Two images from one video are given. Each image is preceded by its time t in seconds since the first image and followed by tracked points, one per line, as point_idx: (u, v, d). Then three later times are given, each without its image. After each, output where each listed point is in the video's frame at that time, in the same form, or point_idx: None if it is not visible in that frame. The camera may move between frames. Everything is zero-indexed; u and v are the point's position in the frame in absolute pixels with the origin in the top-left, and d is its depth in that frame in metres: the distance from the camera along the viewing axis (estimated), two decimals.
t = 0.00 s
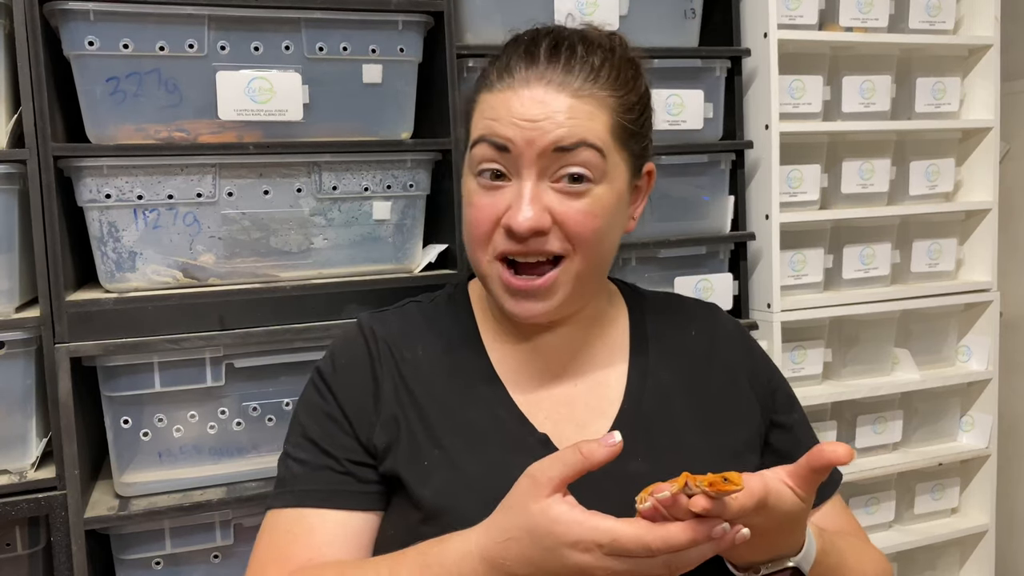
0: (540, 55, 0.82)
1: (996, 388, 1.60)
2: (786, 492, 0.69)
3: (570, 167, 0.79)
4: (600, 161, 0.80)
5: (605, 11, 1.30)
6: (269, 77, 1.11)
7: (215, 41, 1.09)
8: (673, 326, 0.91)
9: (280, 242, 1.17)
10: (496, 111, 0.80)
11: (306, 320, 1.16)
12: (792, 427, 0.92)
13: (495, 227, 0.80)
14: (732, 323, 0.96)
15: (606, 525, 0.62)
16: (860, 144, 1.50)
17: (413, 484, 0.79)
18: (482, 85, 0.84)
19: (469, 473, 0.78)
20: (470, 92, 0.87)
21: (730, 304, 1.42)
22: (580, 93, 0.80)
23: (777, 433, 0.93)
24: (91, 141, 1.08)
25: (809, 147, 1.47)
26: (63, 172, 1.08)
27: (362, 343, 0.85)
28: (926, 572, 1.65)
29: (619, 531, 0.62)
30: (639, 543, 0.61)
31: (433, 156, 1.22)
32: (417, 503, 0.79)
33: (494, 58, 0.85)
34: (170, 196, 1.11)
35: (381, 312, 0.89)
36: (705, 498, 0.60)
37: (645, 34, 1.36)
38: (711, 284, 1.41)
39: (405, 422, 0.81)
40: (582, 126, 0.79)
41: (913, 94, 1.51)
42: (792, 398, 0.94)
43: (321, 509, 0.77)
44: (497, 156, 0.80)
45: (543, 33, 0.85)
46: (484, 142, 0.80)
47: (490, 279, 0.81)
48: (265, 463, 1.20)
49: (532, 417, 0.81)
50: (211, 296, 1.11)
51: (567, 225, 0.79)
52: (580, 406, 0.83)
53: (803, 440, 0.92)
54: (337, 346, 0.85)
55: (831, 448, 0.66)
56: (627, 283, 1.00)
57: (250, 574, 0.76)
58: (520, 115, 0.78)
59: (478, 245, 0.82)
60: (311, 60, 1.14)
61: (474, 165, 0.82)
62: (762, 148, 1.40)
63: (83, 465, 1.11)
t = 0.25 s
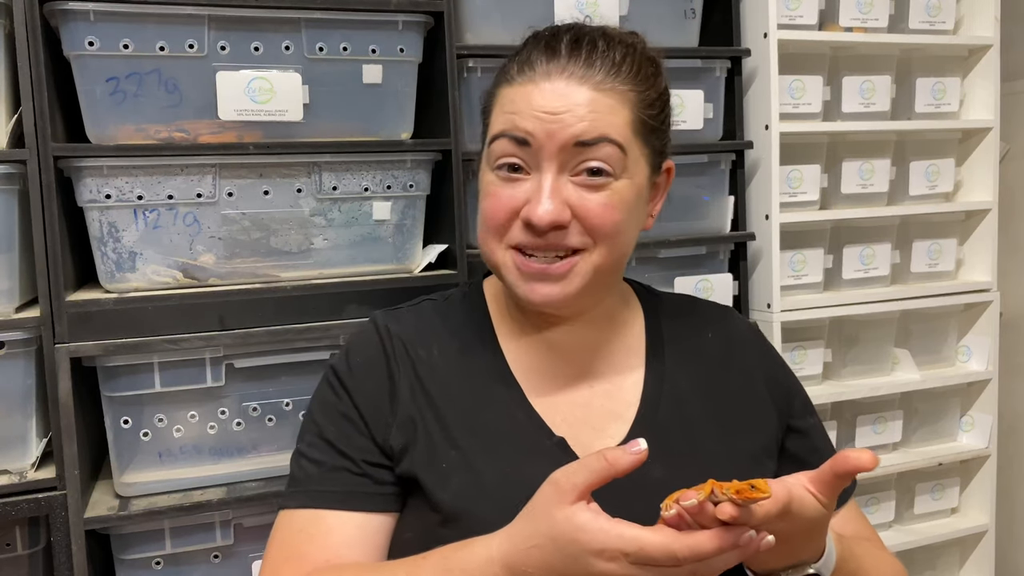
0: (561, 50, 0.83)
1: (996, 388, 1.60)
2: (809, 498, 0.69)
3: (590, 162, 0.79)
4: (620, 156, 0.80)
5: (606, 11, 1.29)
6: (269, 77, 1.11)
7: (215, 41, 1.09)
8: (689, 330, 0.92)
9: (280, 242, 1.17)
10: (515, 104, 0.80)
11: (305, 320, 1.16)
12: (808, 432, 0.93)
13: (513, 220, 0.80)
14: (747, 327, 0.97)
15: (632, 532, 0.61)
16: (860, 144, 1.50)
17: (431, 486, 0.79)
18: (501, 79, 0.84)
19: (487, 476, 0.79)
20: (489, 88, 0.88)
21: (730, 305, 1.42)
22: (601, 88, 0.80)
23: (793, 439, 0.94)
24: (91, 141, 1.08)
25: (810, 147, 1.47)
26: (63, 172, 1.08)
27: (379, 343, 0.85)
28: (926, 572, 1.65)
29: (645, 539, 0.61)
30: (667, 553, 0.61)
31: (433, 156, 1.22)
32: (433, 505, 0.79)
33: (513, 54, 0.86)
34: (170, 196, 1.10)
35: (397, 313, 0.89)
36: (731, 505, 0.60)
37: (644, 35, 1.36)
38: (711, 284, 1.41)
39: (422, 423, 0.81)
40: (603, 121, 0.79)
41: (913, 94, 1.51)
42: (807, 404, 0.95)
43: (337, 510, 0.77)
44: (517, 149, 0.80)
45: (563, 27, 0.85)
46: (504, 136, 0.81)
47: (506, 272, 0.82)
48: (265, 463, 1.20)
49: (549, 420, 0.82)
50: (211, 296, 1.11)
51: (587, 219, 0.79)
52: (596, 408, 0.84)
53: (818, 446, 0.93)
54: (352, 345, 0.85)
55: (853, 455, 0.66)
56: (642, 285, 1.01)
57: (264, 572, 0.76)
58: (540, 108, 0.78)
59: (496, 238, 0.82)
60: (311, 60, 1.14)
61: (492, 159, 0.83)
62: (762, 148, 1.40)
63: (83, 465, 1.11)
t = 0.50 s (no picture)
0: (578, 37, 0.86)
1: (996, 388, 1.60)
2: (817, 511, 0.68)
3: (614, 142, 0.82)
4: (642, 137, 0.83)
5: (606, 11, 1.29)
6: (269, 77, 1.11)
7: (215, 41, 1.09)
8: (700, 334, 0.93)
9: (280, 242, 1.17)
10: (538, 90, 0.83)
11: (305, 320, 1.16)
12: (818, 440, 0.93)
13: (540, 203, 0.81)
14: (758, 330, 0.97)
15: (638, 549, 0.62)
16: (860, 144, 1.50)
17: (436, 492, 0.80)
18: (518, 69, 0.86)
19: (491, 483, 0.79)
20: (501, 83, 0.89)
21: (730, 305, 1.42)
22: (621, 72, 0.83)
23: (803, 447, 0.94)
24: (91, 141, 1.08)
25: (810, 147, 1.47)
26: (63, 172, 1.08)
27: (387, 346, 0.86)
28: (926, 572, 1.65)
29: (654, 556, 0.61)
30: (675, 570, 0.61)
31: (433, 156, 1.22)
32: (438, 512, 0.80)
33: (527, 46, 0.88)
34: (170, 196, 1.11)
35: (404, 315, 0.90)
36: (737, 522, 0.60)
37: (644, 35, 1.36)
38: (711, 284, 1.41)
39: (428, 429, 0.82)
40: (625, 103, 0.82)
41: (913, 94, 1.51)
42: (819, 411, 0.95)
43: (342, 516, 0.78)
44: (541, 133, 0.82)
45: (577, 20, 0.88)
46: (527, 121, 0.83)
47: (534, 258, 0.82)
48: (265, 463, 1.20)
49: (556, 426, 0.83)
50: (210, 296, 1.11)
51: (615, 197, 0.81)
52: (603, 414, 0.85)
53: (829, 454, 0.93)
54: (359, 348, 0.86)
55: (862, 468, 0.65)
56: (653, 285, 1.01)
57: None
58: (564, 90, 0.81)
59: (522, 224, 0.82)
60: (311, 60, 1.14)
61: (514, 147, 0.84)
62: (762, 148, 1.40)
63: (83, 465, 1.11)
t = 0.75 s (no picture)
0: (579, 33, 0.88)
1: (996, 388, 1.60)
2: (795, 521, 0.70)
3: (629, 133, 0.85)
4: (651, 126, 0.87)
5: (606, 11, 1.29)
6: (269, 77, 1.11)
7: (215, 41, 1.09)
8: (701, 336, 0.94)
9: (280, 242, 1.17)
10: (550, 87, 0.84)
11: (305, 320, 1.16)
12: (818, 447, 0.94)
13: (564, 198, 0.82)
14: (760, 330, 0.98)
15: (605, 556, 0.61)
16: (860, 144, 1.50)
17: (422, 495, 0.82)
18: (521, 68, 0.86)
19: (477, 487, 0.81)
20: (500, 81, 0.89)
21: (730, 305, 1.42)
22: (625, 63, 0.86)
23: (802, 452, 0.95)
24: (91, 141, 1.08)
25: (810, 147, 1.47)
26: (63, 172, 1.08)
27: (380, 349, 0.88)
28: (926, 572, 1.65)
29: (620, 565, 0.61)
30: None
31: (433, 156, 1.22)
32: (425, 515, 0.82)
33: (526, 42, 0.88)
34: (170, 196, 1.11)
35: (399, 317, 0.92)
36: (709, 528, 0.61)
37: (644, 35, 1.36)
38: (711, 284, 1.41)
39: (417, 431, 0.84)
40: (634, 94, 0.85)
41: (913, 94, 1.51)
42: (819, 415, 0.95)
43: (330, 516, 0.80)
44: (558, 129, 0.83)
45: (570, 19, 0.90)
46: (543, 119, 0.83)
47: (561, 255, 0.82)
48: (265, 463, 1.20)
49: (547, 430, 0.84)
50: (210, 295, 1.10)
51: (637, 186, 0.84)
52: (596, 418, 0.86)
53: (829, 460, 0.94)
54: (353, 349, 0.88)
55: (842, 476, 0.66)
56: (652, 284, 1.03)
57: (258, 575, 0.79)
58: (578, 85, 0.83)
59: (546, 222, 0.82)
60: (311, 60, 1.14)
61: (528, 145, 0.84)
62: (762, 148, 1.40)
63: (83, 465, 1.11)
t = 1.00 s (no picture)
0: (581, 42, 0.87)
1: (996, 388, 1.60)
2: (778, 530, 0.70)
3: (629, 147, 0.85)
4: (650, 139, 0.87)
5: (606, 11, 1.29)
6: (269, 77, 1.11)
7: (215, 41, 1.09)
8: (692, 338, 0.95)
9: (280, 242, 1.17)
10: (552, 102, 0.83)
11: (306, 320, 1.16)
12: (811, 446, 0.95)
13: (564, 215, 0.83)
14: (753, 329, 0.99)
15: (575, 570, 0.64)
16: (860, 144, 1.50)
17: (407, 506, 0.85)
18: (521, 77, 0.86)
19: (461, 496, 0.83)
20: (500, 89, 0.88)
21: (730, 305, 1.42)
22: (626, 77, 0.85)
23: (795, 451, 0.96)
24: (91, 141, 1.08)
25: (810, 147, 1.47)
26: (63, 172, 1.08)
27: (367, 360, 0.91)
28: (926, 572, 1.65)
29: None
30: None
31: (433, 156, 1.22)
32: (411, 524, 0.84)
33: (526, 48, 0.88)
34: (170, 196, 1.11)
35: (389, 324, 0.95)
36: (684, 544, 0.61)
37: (644, 35, 1.36)
38: (711, 284, 1.41)
39: (402, 442, 0.86)
40: (635, 108, 0.85)
41: (913, 94, 1.51)
42: (813, 413, 0.96)
43: (320, 528, 0.85)
44: (559, 145, 0.83)
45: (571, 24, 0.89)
46: (546, 136, 0.82)
47: (560, 270, 0.83)
48: (265, 463, 1.20)
49: (534, 438, 0.85)
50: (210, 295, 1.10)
51: (636, 201, 0.85)
52: (585, 422, 0.88)
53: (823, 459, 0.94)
54: (341, 362, 0.92)
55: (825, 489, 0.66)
56: (645, 284, 1.04)
57: None
58: (581, 101, 0.82)
59: (544, 237, 0.83)
60: (311, 60, 1.15)
61: (528, 159, 0.84)
62: (762, 148, 1.40)
63: (83, 465, 1.11)
